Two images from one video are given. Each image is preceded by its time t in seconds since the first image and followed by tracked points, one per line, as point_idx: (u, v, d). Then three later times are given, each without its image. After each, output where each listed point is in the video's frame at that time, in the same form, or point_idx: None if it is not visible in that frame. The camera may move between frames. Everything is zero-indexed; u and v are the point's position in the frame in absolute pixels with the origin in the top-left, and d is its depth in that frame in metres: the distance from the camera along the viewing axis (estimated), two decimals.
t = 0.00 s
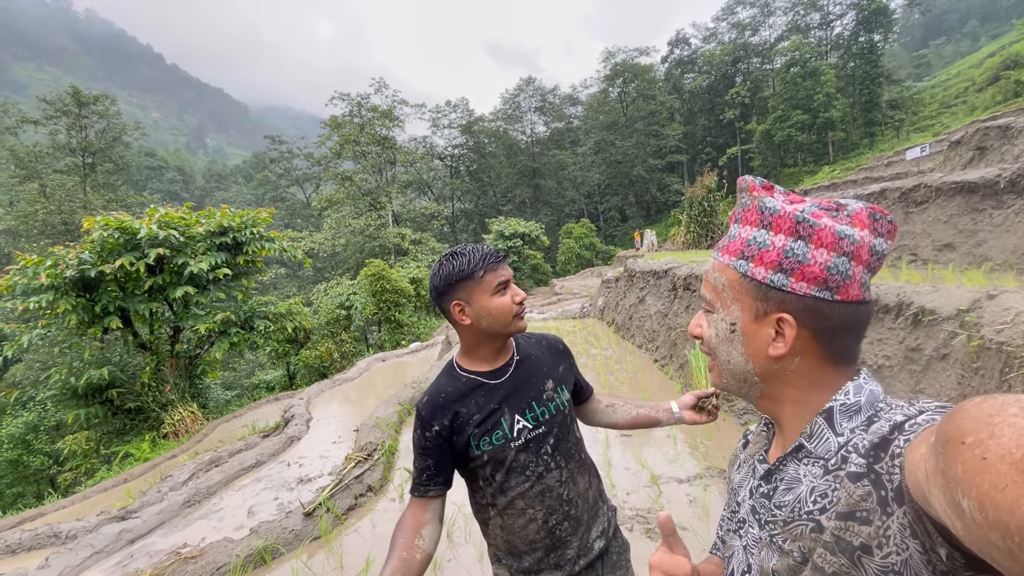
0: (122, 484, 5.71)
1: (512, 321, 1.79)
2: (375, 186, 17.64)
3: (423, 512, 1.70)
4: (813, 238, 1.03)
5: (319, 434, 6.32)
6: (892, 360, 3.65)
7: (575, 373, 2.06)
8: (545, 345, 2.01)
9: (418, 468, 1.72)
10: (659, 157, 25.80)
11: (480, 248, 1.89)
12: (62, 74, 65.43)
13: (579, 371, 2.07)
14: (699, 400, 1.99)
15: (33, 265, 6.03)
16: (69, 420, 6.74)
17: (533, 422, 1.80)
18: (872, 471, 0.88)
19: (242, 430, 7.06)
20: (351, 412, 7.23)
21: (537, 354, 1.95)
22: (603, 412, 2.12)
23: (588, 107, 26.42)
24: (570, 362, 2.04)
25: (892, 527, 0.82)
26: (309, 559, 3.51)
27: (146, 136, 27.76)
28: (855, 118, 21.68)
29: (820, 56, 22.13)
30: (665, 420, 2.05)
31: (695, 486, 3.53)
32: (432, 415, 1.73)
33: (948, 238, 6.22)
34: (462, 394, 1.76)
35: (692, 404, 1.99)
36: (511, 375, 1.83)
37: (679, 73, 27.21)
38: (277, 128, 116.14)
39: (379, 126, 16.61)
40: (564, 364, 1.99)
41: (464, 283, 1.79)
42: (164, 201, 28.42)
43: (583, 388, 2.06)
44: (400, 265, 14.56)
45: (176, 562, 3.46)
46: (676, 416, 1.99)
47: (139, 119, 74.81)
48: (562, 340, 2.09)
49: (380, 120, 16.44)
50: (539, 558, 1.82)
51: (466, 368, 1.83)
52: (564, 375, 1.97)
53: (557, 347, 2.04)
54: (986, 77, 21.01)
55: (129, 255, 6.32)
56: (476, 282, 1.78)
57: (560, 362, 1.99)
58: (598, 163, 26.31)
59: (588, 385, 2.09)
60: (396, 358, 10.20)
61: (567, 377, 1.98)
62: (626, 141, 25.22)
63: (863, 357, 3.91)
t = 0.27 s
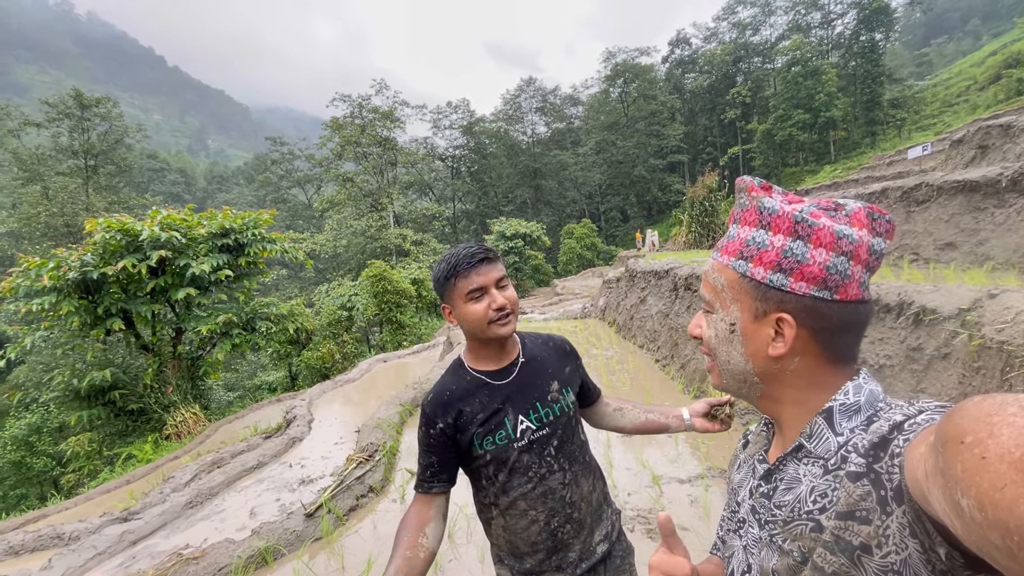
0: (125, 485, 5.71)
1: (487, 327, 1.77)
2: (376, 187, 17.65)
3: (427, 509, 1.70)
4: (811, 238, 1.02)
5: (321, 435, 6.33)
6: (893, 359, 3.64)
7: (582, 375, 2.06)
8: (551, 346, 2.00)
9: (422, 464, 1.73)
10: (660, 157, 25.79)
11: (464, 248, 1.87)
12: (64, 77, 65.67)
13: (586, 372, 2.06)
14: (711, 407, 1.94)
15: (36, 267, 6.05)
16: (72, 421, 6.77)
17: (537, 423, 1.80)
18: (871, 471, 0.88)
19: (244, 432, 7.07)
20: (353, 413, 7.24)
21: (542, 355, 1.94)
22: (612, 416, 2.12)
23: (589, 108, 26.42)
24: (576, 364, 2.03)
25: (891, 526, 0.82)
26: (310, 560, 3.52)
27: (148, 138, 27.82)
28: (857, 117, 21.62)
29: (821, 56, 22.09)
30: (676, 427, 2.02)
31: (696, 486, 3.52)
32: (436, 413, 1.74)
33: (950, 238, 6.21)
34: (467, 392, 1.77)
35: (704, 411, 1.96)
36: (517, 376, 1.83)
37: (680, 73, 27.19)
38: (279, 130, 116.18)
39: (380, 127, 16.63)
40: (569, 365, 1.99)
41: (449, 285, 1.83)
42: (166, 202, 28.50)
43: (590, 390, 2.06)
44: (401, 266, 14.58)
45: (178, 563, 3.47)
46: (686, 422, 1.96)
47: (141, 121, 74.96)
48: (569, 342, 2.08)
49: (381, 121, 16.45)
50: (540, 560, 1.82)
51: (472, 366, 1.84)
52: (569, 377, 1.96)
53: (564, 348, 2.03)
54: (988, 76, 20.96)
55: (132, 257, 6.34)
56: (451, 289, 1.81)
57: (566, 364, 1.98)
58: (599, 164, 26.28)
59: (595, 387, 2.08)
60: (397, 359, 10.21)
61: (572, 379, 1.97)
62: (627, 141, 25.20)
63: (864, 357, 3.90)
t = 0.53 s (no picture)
0: (127, 487, 5.72)
1: (463, 329, 1.85)
2: (377, 188, 17.68)
3: (423, 500, 1.71)
4: (815, 238, 1.03)
5: (322, 436, 6.33)
6: (893, 359, 3.64)
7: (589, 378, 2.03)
8: (557, 347, 1.98)
9: (422, 456, 1.77)
10: (660, 157, 25.80)
11: (449, 252, 1.91)
12: (66, 79, 65.89)
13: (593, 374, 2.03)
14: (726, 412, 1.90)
15: (38, 269, 6.07)
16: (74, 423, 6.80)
17: (535, 425, 1.80)
18: (869, 470, 0.89)
19: (246, 433, 7.07)
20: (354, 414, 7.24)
21: (547, 357, 1.92)
22: (624, 418, 2.07)
23: (590, 108, 26.42)
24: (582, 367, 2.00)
25: (889, 526, 0.83)
26: (311, 561, 3.54)
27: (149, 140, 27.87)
28: (858, 117, 21.57)
29: (821, 55, 22.08)
30: (690, 431, 1.99)
31: (697, 486, 3.52)
32: (437, 406, 1.79)
33: (951, 237, 6.20)
34: (467, 388, 1.81)
35: (721, 416, 1.91)
36: (518, 377, 1.84)
37: (681, 73, 27.18)
38: (280, 131, 116.19)
39: (381, 128, 16.65)
40: (574, 368, 1.96)
41: (439, 284, 1.93)
42: (168, 204, 28.56)
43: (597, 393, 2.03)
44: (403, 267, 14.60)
45: (179, 563, 3.48)
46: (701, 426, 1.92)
47: (143, 123, 75.09)
48: (577, 344, 2.04)
49: (382, 122, 16.47)
50: (536, 561, 1.82)
51: (476, 363, 1.86)
52: (574, 379, 1.93)
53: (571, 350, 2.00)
54: (989, 75, 20.92)
55: (134, 259, 6.36)
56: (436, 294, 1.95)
57: (571, 367, 1.95)
58: (600, 164, 26.25)
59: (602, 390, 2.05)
60: (399, 360, 10.21)
61: (577, 382, 1.94)
62: (628, 142, 25.21)
63: (864, 357, 3.90)
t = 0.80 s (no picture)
0: (129, 488, 5.74)
1: (465, 325, 1.87)
2: (378, 189, 17.70)
3: (425, 494, 1.74)
4: (820, 231, 1.05)
5: (324, 437, 6.35)
6: (893, 357, 3.64)
7: (595, 381, 1.99)
8: (563, 348, 1.97)
9: (425, 449, 1.81)
10: (661, 157, 25.78)
11: (455, 250, 1.94)
12: (68, 81, 66.04)
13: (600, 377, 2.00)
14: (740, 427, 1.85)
15: (40, 271, 6.09)
16: (76, 425, 6.82)
17: (535, 424, 1.80)
18: (866, 466, 0.89)
19: (247, 434, 7.08)
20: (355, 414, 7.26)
21: (551, 356, 1.91)
22: (632, 426, 2.03)
23: (590, 108, 26.42)
24: (589, 369, 1.98)
25: (886, 521, 0.84)
26: (313, 560, 3.54)
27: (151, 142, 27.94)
28: (859, 116, 21.54)
29: (822, 54, 22.06)
30: (698, 446, 1.93)
31: (698, 486, 3.52)
32: (440, 402, 1.82)
33: (951, 235, 6.19)
34: (469, 385, 1.83)
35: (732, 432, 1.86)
36: (520, 376, 1.84)
37: (681, 73, 27.18)
38: (280, 133, 116.33)
39: (381, 129, 16.67)
40: (579, 369, 1.94)
41: (443, 280, 1.95)
42: (169, 206, 28.63)
43: (603, 396, 2.00)
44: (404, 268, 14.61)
45: (181, 563, 3.49)
46: (711, 441, 1.86)
47: (144, 124, 75.26)
48: (583, 345, 2.02)
49: (383, 123, 16.49)
50: (532, 561, 1.83)
51: (481, 361, 1.88)
52: (578, 380, 1.92)
53: (578, 351, 1.99)
54: (990, 73, 20.89)
55: (135, 260, 6.38)
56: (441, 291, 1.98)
57: (575, 367, 1.93)
58: (601, 164, 26.25)
59: (609, 395, 2.01)
60: (400, 360, 10.22)
61: (581, 383, 1.92)
62: (628, 142, 25.20)
63: (864, 355, 3.90)
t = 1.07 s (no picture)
0: (130, 488, 5.75)
1: (468, 324, 1.88)
2: (379, 189, 17.72)
3: (428, 490, 1.76)
4: (812, 235, 1.04)
5: (325, 437, 6.36)
6: (893, 357, 3.64)
7: (600, 384, 1.98)
8: (567, 349, 1.97)
9: (428, 445, 1.83)
10: (662, 157, 25.78)
11: (460, 251, 1.95)
12: (68, 83, 66.15)
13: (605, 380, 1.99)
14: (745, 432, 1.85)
15: (41, 272, 6.11)
16: (78, 426, 6.85)
17: (536, 423, 1.80)
18: (861, 467, 0.89)
19: (249, 434, 7.09)
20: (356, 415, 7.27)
21: (554, 357, 1.92)
22: (638, 430, 2.03)
23: (590, 108, 26.42)
24: (593, 370, 1.97)
25: (880, 521, 0.84)
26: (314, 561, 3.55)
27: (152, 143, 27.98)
28: (860, 115, 21.51)
29: (822, 54, 22.04)
30: (705, 453, 1.90)
31: (698, 486, 3.53)
32: (445, 397, 1.85)
33: (952, 235, 6.19)
34: (471, 383, 1.85)
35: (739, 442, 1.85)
36: (523, 375, 1.85)
37: (682, 73, 27.18)
38: (281, 133, 116.44)
39: (382, 130, 16.68)
40: (583, 370, 1.94)
41: (448, 281, 1.97)
42: (170, 207, 28.67)
43: (607, 399, 1.99)
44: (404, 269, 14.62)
45: (182, 564, 3.50)
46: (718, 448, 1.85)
47: (144, 126, 75.40)
48: (588, 347, 2.02)
49: (383, 123, 16.51)
50: (531, 561, 1.84)
51: (484, 359, 1.90)
52: (581, 382, 1.91)
53: (583, 353, 1.99)
54: (991, 73, 20.86)
55: (136, 261, 6.39)
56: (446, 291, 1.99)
57: (579, 369, 1.93)
58: (601, 164, 26.25)
59: (614, 398, 2.00)
60: (401, 361, 10.24)
61: (584, 384, 1.91)
62: (629, 142, 25.20)
63: (863, 355, 3.90)
